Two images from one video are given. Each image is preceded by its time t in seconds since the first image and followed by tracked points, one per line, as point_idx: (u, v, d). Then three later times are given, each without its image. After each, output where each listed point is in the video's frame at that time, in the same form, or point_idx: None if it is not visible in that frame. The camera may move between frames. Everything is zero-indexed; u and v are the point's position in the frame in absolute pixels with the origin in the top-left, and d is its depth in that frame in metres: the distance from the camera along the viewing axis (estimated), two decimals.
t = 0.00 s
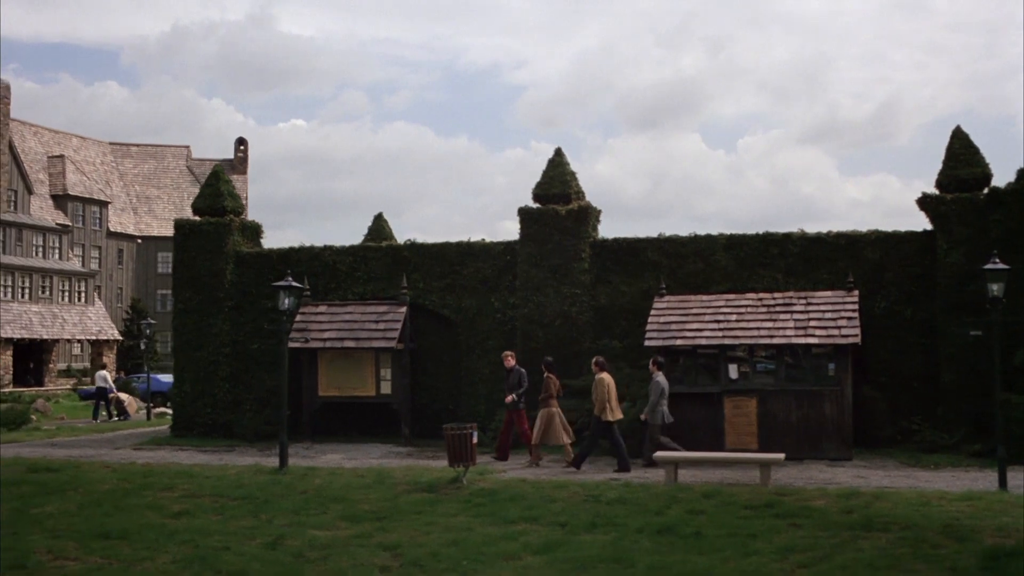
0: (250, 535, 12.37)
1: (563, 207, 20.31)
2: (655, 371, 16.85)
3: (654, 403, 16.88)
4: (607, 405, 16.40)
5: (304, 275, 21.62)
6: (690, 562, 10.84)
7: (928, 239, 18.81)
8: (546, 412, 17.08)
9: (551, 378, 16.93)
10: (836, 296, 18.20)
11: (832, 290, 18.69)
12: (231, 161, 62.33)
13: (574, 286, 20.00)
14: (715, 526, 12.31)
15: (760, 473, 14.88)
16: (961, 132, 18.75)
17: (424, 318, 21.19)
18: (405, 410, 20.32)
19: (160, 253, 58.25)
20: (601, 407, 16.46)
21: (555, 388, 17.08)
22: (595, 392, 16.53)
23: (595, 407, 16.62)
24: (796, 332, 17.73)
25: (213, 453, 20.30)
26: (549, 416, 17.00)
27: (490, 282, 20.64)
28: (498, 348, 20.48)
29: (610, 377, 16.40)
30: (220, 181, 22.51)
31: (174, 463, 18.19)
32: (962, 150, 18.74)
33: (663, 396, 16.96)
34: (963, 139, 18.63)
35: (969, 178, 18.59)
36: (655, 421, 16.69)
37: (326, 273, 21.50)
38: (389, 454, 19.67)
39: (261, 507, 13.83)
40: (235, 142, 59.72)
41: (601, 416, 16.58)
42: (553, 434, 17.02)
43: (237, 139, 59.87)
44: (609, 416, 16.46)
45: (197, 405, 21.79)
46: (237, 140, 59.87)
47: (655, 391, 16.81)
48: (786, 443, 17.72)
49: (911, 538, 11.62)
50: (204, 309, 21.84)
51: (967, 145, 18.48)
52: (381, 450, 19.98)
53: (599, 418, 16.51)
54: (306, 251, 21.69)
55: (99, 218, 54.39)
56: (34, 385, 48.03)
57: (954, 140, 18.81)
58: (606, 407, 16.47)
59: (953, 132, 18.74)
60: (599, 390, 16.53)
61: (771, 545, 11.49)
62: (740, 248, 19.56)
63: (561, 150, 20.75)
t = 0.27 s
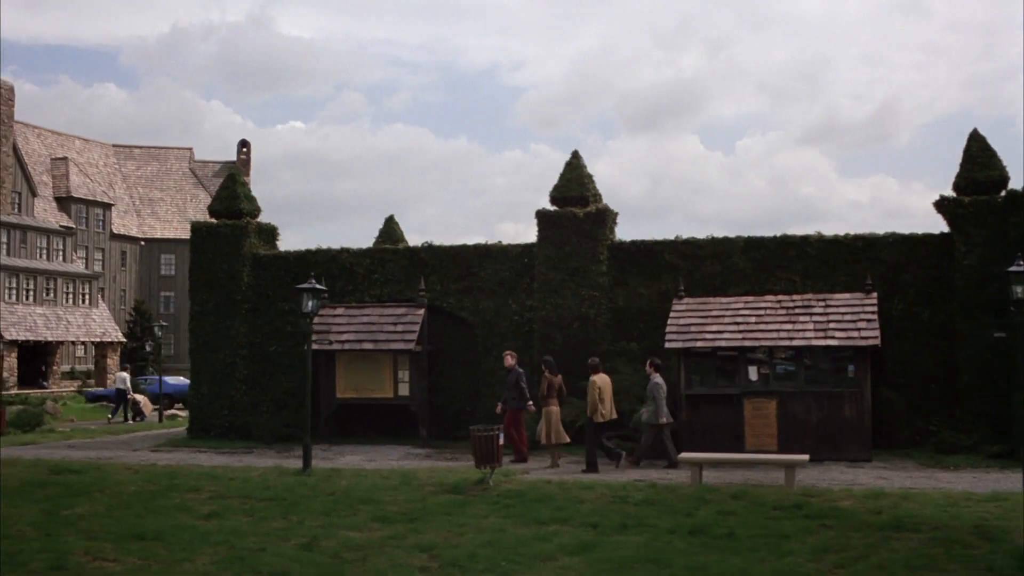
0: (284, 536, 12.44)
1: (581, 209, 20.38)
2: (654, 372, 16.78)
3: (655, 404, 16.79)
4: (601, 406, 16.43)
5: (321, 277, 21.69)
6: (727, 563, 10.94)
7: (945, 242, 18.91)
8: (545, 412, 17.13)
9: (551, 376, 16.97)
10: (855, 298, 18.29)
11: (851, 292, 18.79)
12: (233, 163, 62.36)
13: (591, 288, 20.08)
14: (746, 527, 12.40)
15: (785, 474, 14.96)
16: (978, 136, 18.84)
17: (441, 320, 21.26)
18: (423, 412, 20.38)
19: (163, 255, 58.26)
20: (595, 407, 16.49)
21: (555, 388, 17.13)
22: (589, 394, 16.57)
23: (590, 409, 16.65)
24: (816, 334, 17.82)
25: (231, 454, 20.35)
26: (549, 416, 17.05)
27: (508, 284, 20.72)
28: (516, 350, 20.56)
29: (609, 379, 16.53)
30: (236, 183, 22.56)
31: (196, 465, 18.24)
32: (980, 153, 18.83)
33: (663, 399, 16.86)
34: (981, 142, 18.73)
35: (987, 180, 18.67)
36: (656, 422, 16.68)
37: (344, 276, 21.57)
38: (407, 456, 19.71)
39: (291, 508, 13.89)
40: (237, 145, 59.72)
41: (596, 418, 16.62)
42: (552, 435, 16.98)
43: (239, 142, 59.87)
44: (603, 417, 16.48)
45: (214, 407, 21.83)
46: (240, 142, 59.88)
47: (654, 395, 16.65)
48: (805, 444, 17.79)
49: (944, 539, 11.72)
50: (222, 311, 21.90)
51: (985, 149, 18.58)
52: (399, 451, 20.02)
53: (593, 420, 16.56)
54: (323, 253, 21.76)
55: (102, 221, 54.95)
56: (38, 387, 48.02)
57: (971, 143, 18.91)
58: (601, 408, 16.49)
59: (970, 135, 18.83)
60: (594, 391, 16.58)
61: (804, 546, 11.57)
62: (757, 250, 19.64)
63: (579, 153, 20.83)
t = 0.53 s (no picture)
0: (318, 539, 12.51)
1: (600, 212, 20.45)
2: (654, 376, 17.37)
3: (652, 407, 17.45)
4: (605, 407, 16.61)
5: (340, 280, 21.75)
6: (762, 564, 10.99)
7: (965, 243, 18.95)
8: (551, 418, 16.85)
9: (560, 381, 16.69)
10: (876, 300, 18.35)
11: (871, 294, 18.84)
12: (240, 167, 62.44)
13: (611, 290, 20.13)
14: (777, 529, 12.47)
15: (811, 475, 15.04)
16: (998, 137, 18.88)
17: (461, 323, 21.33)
18: (443, 415, 20.43)
19: (170, 258, 58.31)
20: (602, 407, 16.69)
21: (562, 393, 16.86)
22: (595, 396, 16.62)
23: (594, 410, 16.83)
24: (837, 336, 17.88)
25: (252, 458, 20.40)
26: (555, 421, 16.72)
27: (527, 287, 20.79)
28: (535, 353, 20.62)
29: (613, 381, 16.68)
30: (254, 187, 22.62)
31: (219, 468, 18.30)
32: (999, 155, 18.87)
33: (662, 400, 17.46)
34: (1000, 144, 18.77)
35: (1006, 182, 18.73)
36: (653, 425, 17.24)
37: (362, 279, 21.63)
38: (428, 458, 19.77)
39: (321, 511, 13.96)
40: (244, 148, 59.79)
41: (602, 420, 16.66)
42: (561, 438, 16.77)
43: (246, 145, 59.94)
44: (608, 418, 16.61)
45: (233, 410, 21.89)
46: (246, 146, 59.94)
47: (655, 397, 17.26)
48: (827, 446, 17.84)
49: (977, 539, 11.77)
50: (241, 315, 21.95)
51: (1005, 150, 18.61)
52: (419, 454, 20.08)
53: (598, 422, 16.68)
54: (342, 257, 21.82)
55: (109, 224, 55.28)
56: (47, 391, 48.05)
57: (991, 145, 18.95)
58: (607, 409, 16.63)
59: (990, 137, 18.88)
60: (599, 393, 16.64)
61: (838, 546, 11.64)
62: (777, 252, 19.70)
63: (597, 155, 20.90)
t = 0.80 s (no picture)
0: (351, 540, 12.56)
1: (618, 215, 20.53)
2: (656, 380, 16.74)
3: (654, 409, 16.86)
4: (607, 409, 16.64)
5: (357, 282, 21.83)
6: (797, 564, 11.07)
7: (983, 246, 19.04)
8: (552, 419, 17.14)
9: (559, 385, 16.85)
10: (895, 303, 18.42)
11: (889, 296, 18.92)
12: (245, 169, 62.53)
13: (629, 293, 20.20)
14: (807, 529, 12.54)
15: (836, 477, 15.10)
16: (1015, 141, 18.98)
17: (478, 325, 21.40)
18: (461, 417, 20.46)
19: (175, 261, 58.34)
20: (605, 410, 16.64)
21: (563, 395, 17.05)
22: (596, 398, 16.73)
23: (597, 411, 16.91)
24: (857, 338, 17.96)
25: (272, 460, 20.45)
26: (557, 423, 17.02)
27: (544, 290, 20.86)
28: (553, 355, 20.68)
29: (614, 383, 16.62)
30: (271, 190, 22.68)
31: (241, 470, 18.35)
32: (1016, 158, 18.97)
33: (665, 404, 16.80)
34: (1018, 147, 18.87)
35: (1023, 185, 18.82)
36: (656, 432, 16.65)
37: (380, 281, 21.71)
38: (447, 461, 19.81)
39: (349, 513, 14.00)
40: (249, 151, 59.86)
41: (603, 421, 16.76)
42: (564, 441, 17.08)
43: (251, 148, 60.01)
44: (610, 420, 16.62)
45: (251, 412, 21.93)
46: (251, 149, 60.02)
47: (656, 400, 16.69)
48: (847, 447, 17.90)
49: (1007, 540, 11.86)
50: (259, 317, 21.99)
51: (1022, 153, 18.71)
52: (438, 456, 20.12)
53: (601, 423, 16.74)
54: (359, 259, 21.90)
55: (115, 227, 55.31)
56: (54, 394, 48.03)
57: (1008, 148, 19.04)
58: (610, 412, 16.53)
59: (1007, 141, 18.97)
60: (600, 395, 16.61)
61: (870, 547, 11.70)
62: (795, 255, 19.77)
63: (615, 158, 20.98)
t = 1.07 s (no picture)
0: (387, 542, 12.62)
1: (638, 218, 20.62)
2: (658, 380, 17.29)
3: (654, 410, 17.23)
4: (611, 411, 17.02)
5: (377, 286, 21.92)
6: (837, 565, 11.14)
7: (1003, 249, 19.13)
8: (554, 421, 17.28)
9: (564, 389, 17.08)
10: (916, 306, 18.52)
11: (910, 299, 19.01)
12: (250, 173, 62.60)
13: (649, 296, 20.28)
14: (841, 531, 12.61)
15: (863, 479, 15.16)
16: None
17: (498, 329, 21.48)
18: (482, 420, 20.48)
19: (181, 264, 58.36)
20: (611, 412, 17.04)
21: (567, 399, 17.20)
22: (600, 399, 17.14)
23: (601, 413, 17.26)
24: (879, 341, 18.04)
25: (295, 463, 20.49)
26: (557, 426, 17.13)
27: (564, 293, 20.94)
28: (573, 358, 20.75)
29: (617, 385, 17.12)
30: (290, 193, 22.74)
31: (266, 473, 18.40)
32: None
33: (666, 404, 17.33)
34: None
35: None
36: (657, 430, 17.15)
37: (400, 285, 21.79)
38: (469, 463, 19.86)
39: (382, 515, 14.06)
40: (254, 154, 59.91)
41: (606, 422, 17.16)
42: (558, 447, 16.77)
43: (256, 151, 60.07)
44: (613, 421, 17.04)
45: (270, 415, 21.97)
46: (256, 152, 60.07)
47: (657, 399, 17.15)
48: (869, 449, 17.97)
49: None
50: (278, 320, 22.05)
51: None
52: (459, 459, 20.17)
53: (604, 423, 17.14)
54: (379, 263, 21.98)
55: (121, 230, 55.33)
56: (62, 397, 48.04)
57: None
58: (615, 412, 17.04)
59: None
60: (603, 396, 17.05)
61: (907, 548, 11.78)
62: (815, 258, 19.86)
63: (634, 162, 21.07)
